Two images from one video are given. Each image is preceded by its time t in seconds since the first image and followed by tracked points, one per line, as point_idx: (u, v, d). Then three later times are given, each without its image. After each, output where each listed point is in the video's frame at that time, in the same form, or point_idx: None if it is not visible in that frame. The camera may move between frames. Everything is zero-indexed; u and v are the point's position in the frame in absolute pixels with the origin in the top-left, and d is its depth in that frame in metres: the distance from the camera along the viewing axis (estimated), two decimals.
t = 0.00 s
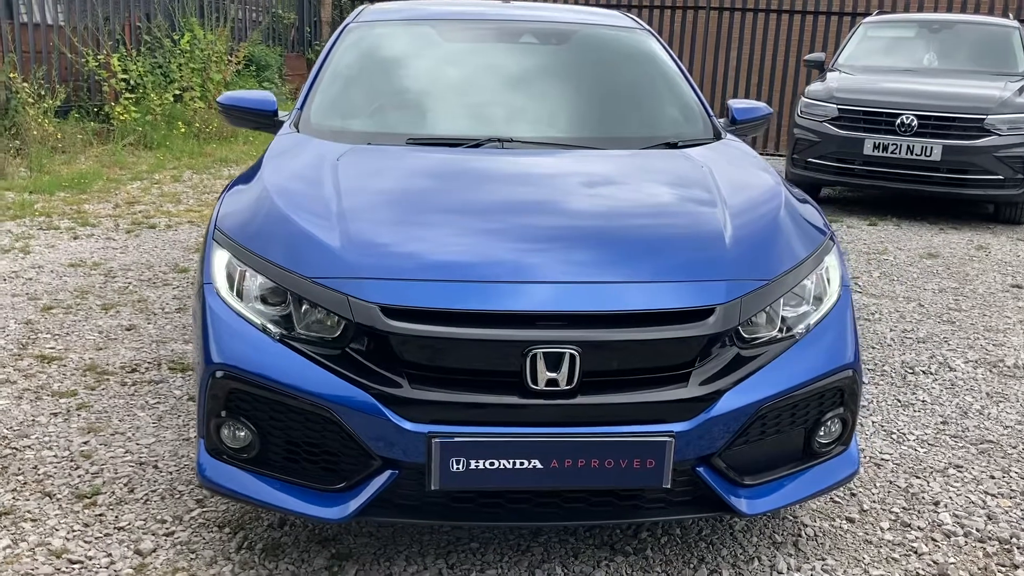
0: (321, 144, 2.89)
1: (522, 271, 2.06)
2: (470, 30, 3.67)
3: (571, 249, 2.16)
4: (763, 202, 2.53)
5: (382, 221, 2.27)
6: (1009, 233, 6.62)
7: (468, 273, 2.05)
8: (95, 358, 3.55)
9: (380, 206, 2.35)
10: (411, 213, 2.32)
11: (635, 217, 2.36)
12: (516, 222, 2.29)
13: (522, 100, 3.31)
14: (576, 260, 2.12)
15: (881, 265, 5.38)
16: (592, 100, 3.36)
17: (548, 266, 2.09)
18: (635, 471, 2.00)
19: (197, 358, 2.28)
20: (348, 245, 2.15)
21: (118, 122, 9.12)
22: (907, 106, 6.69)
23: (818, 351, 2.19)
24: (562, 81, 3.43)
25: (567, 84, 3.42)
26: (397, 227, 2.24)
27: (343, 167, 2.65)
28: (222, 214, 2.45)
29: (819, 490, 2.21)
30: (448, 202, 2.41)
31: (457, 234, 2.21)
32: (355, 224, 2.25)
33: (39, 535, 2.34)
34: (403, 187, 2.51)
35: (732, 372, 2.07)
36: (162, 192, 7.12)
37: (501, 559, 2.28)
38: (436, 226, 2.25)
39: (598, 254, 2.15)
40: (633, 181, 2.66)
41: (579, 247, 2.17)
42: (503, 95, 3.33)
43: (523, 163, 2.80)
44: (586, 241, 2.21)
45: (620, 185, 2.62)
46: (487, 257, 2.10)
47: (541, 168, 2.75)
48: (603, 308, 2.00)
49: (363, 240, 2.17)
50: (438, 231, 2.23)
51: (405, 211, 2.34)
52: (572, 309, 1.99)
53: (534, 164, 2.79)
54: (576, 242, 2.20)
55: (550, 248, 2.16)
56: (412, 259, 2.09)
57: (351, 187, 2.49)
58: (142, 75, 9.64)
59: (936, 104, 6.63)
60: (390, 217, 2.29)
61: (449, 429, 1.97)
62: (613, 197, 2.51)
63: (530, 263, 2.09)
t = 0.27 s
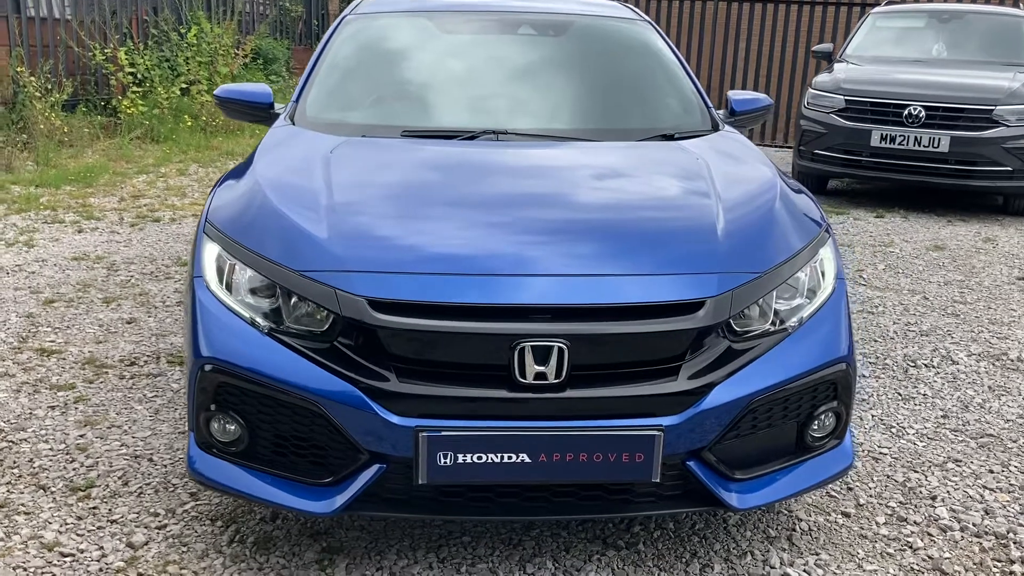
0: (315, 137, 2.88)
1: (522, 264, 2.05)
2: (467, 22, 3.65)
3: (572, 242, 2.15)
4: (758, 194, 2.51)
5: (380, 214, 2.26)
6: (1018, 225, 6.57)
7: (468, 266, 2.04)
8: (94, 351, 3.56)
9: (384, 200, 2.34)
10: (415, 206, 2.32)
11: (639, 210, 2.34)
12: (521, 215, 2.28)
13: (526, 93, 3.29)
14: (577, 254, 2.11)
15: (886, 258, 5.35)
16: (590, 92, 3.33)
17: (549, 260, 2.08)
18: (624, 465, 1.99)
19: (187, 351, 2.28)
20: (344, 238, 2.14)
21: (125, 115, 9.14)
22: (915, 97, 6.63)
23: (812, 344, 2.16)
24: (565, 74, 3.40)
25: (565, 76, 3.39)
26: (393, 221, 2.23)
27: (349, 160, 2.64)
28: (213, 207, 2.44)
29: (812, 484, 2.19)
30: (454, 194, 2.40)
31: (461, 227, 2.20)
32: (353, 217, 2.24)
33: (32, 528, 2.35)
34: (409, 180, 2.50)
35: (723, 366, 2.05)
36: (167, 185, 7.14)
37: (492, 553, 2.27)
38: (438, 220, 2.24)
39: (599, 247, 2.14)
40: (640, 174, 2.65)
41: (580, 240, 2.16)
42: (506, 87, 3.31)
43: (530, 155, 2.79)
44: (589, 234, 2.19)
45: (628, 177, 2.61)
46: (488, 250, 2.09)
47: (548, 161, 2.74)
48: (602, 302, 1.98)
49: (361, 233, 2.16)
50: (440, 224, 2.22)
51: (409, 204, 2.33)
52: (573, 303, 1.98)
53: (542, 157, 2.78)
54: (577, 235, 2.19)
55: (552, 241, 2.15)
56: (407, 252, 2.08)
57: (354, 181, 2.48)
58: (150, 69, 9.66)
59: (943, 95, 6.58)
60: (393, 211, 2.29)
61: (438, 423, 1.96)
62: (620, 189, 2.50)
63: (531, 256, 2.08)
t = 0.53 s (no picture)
0: (307, 132, 2.87)
1: (522, 258, 2.04)
2: (463, 16, 3.64)
3: (572, 236, 2.13)
4: (750, 188, 2.49)
5: (376, 209, 2.25)
6: None
7: (465, 260, 2.03)
8: (92, 346, 3.57)
9: (390, 194, 2.33)
10: (420, 201, 2.31)
11: (645, 205, 2.32)
12: (528, 210, 2.27)
13: (529, 88, 3.27)
14: (577, 247, 2.09)
15: (890, 252, 5.31)
16: (586, 84, 3.31)
17: (550, 253, 2.06)
18: (609, 461, 1.98)
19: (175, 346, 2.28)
20: (336, 231, 2.13)
21: (132, 110, 9.17)
22: (922, 90, 6.58)
23: (801, 339, 2.15)
24: (567, 68, 3.38)
25: (561, 68, 3.38)
26: (387, 215, 2.22)
27: (354, 156, 2.64)
28: (202, 203, 2.44)
29: (801, 480, 2.18)
30: (461, 189, 2.39)
31: (465, 222, 2.19)
32: (348, 211, 2.23)
33: (23, 523, 2.36)
34: (415, 175, 2.49)
35: (711, 361, 2.04)
36: (172, 180, 7.16)
37: (480, 548, 2.27)
38: (440, 214, 2.23)
39: (600, 241, 2.12)
40: (648, 168, 2.63)
41: (580, 234, 2.15)
42: (508, 82, 3.29)
43: (537, 150, 2.78)
44: (592, 228, 2.18)
45: (636, 171, 2.59)
46: (490, 244, 2.08)
47: (557, 155, 2.72)
48: (600, 296, 1.97)
49: (358, 227, 2.15)
50: (443, 219, 2.20)
51: (414, 199, 2.33)
52: (572, 297, 1.96)
53: (550, 151, 2.77)
54: (575, 229, 2.17)
55: (553, 235, 2.13)
56: (399, 246, 2.07)
57: (358, 176, 2.47)
58: (156, 63, 9.68)
59: (950, 87, 6.52)
60: (397, 206, 2.28)
61: (422, 419, 1.95)
62: (627, 183, 2.48)
63: (532, 250, 2.07)
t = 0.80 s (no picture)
0: (305, 130, 2.88)
1: (525, 254, 2.04)
2: (463, 12, 3.64)
3: (575, 232, 2.14)
4: (746, 183, 2.48)
5: (376, 206, 2.26)
6: None
7: (466, 256, 2.03)
8: (96, 342, 3.60)
9: (399, 191, 2.34)
10: (428, 197, 2.31)
11: (654, 200, 2.32)
12: (540, 207, 2.28)
13: (534, 85, 3.26)
14: (580, 243, 2.09)
15: (896, 247, 5.28)
16: (585, 80, 3.31)
17: (554, 249, 2.07)
18: (600, 457, 1.98)
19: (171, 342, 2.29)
20: (336, 227, 2.14)
21: (141, 107, 9.21)
22: (930, 84, 6.54)
23: (794, 336, 2.14)
24: (571, 64, 3.36)
25: (560, 64, 3.37)
26: (387, 212, 2.23)
27: (361, 154, 2.65)
28: (198, 201, 2.45)
29: (794, 476, 2.17)
30: (470, 185, 2.40)
31: (473, 218, 2.19)
32: (349, 208, 2.24)
33: (22, 517, 2.38)
34: (417, 172, 2.50)
35: (702, 357, 2.04)
36: (180, 176, 7.19)
37: (473, 544, 2.27)
38: (445, 211, 2.24)
39: (603, 237, 2.12)
40: (656, 164, 2.63)
41: (583, 230, 2.15)
42: (513, 78, 3.28)
43: (546, 145, 2.78)
44: (597, 224, 2.18)
45: (647, 167, 2.59)
46: (495, 241, 2.08)
47: (568, 152, 2.73)
48: (601, 292, 1.97)
49: (360, 224, 2.16)
50: (449, 215, 2.21)
51: (409, 196, 2.33)
52: (575, 294, 1.97)
53: (547, 148, 2.77)
54: (577, 225, 2.17)
55: (558, 232, 2.14)
56: (397, 242, 2.08)
57: (366, 173, 2.48)
58: (166, 61, 9.72)
59: (959, 82, 6.47)
60: (405, 203, 2.29)
61: (412, 415, 1.96)
62: (635, 179, 2.48)
63: (536, 246, 2.07)
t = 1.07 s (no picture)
0: (308, 128, 2.89)
1: (528, 250, 2.05)
2: (467, 10, 3.65)
3: (578, 228, 2.14)
4: (746, 179, 2.48)
5: (380, 203, 2.27)
6: None
7: (469, 252, 2.04)
8: (103, 338, 3.62)
9: (404, 188, 2.35)
10: (436, 194, 2.32)
11: (661, 197, 2.33)
12: (547, 203, 2.28)
13: (543, 83, 3.26)
14: (583, 239, 2.10)
15: (905, 244, 5.26)
16: (588, 76, 3.31)
17: (558, 245, 2.07)
18: (596, 454, 1.99)
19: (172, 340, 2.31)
20: (338, 224, 2.15)
21: (153, 105, 9.26)
22: (941, 80, 6.50)
23: (792, 332, 2.14)
24: (579, 62, 3.36)
25: (564, 60, 3.37)
26: (389, 209, 2.24)
27: (363, 152, 2.66)
28: (200, 199, 2.46)
29: (792, 473, 2.17)
30: (477, 182, 2.41)
31: (480, 215, 2.21)
32: (352, 205, 2.25)
33: (26, 512, 2.40)
34: (418, 169, 2.51)
35: (700, 353, 2.03)
36: (191, 174, 7.23)
37: (472, 540, 2.28)
38: (451, 207, 2.25)
39: (606, 233, 2.13)
40: (663, 160, 2.63)
41: (586, 227, 2.15)
42: (521, 76, 3.28)
43: (553, 142, 2.79)
44: (602, 220, 2.18)
45: (656, 164, 2.59)
46: (500, 238, 2.09)
47: (577, 148, 2.73)
48: (601, 289, 1.97)
49: (364, 221, 2.17)
50: (456, 212, 2.22)
51: (409, 193, 2.34)
52: (578, 290, 1.97)
53: (549, 145, 2.77)
54: (580, 222, 2.18)
55: (562, 228, 2.14)
56: (399, 239, 2.09)
57: (374, 171, 2.50)
58: (177, 59, 9.77)
59: (970, 78, 6.44)
60: (412, 200, 2.30)
61: (409, 411, 1.97)
62: (640, 176, 2.48)
63: (540, 243, 2.08)
